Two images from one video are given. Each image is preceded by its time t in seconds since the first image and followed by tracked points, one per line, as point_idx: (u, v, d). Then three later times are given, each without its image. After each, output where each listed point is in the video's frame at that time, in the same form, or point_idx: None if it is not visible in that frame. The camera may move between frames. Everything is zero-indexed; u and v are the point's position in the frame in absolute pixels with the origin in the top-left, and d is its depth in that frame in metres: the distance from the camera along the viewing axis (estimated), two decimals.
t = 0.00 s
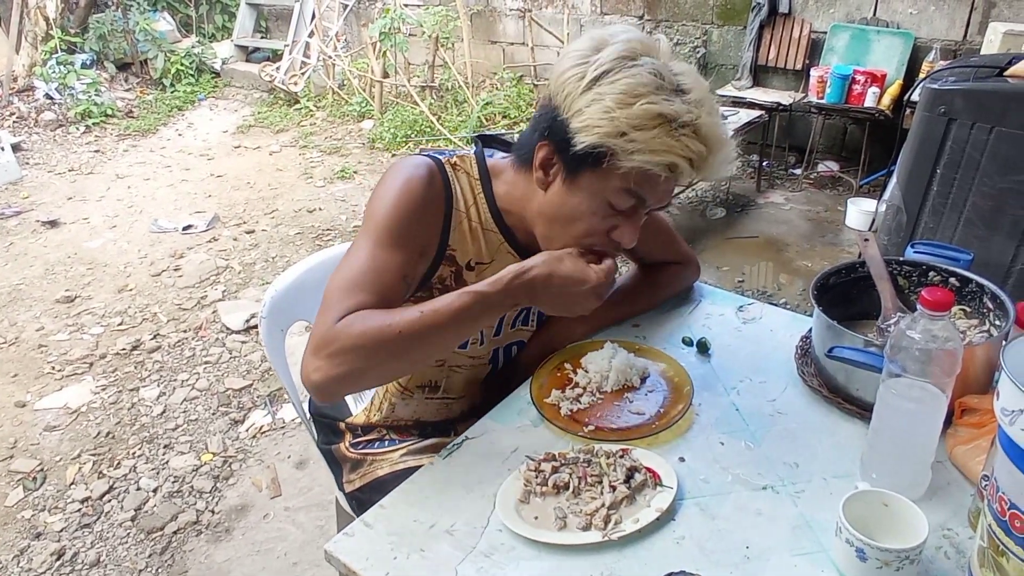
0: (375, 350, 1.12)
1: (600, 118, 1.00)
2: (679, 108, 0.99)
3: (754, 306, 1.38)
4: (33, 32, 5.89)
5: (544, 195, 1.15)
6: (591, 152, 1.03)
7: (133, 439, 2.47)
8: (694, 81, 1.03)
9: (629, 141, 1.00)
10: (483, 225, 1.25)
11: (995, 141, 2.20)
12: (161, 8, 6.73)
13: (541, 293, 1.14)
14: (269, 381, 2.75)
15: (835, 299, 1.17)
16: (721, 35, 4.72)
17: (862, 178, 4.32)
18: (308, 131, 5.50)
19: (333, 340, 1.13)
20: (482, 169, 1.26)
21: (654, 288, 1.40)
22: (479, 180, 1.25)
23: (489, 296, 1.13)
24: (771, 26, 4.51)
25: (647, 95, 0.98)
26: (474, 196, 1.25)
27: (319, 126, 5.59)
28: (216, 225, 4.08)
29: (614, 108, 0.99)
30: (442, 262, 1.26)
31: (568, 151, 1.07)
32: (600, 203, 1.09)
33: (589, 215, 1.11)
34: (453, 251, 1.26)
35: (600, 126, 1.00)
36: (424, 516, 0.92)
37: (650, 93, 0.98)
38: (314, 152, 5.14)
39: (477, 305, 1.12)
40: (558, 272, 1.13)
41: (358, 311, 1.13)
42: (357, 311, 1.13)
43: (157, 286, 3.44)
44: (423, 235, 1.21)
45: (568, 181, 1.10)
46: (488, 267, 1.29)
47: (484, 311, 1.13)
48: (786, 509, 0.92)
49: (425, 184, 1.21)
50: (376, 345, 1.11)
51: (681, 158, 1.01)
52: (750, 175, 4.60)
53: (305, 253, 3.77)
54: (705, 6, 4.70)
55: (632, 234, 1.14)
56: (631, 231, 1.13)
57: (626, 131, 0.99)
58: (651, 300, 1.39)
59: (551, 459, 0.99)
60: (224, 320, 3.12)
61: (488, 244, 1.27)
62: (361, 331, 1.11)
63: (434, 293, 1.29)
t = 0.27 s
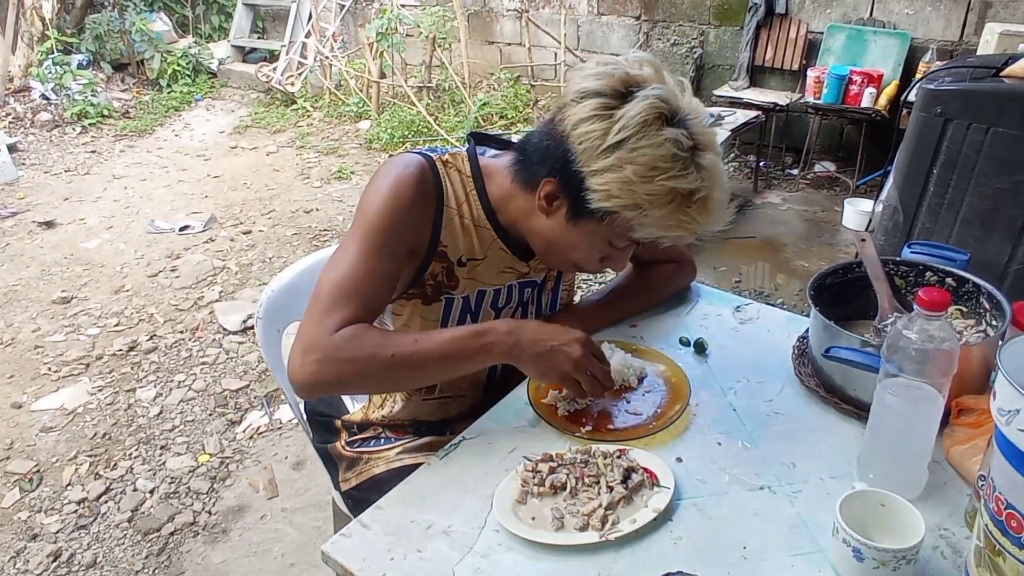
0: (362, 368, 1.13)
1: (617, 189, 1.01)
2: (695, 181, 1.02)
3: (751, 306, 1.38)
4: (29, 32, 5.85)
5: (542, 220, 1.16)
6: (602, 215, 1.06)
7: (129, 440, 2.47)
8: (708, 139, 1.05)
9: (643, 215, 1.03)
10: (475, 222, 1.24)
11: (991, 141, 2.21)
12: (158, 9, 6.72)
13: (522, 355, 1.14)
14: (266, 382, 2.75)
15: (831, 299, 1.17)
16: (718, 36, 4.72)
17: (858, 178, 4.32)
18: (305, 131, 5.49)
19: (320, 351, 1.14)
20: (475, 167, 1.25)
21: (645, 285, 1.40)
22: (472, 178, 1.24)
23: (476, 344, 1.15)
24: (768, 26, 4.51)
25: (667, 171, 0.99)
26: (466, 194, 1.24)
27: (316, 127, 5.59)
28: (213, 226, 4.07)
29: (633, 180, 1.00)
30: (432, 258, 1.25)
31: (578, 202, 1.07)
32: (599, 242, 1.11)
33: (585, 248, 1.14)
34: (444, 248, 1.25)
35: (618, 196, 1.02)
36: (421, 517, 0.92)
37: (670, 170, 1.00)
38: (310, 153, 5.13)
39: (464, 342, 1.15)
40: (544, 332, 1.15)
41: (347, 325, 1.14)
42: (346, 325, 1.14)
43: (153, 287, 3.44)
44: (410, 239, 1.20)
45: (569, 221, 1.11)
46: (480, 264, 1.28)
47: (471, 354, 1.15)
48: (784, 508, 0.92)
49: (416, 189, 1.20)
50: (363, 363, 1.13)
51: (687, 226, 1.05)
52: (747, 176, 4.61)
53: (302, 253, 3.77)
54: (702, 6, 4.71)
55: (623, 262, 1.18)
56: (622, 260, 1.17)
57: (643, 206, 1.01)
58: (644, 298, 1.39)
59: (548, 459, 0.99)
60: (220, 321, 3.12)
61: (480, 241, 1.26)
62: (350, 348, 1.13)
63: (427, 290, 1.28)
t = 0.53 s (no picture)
0: (398, 362, 1.15)
1: (587, 136, 1.00)
2: (667, 125, 0.99)
3: (748, 306, 1.38)
4: (25, 33, 5.83)
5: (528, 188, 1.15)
6: (579, 167, 1.04)
7: (126, 441, 2.46)
8: (684, 89, 1.02)
9: (614, 160, 1.01)
10: (471, 211, 1.26)
11: (988, 142, 2.22)
12: (155, 9, 6.71)
13: (545, 339, 1.17)
14: (263, 383, 2.75)
15: (829, 300, 1.17)
16: (715, 36, 4.73)
17: (855, 178, 4.33)
18: (302, 132, 5.48)
19: (353, 355, 1.14)
20: (467, 157, 1.26)
21: (648, 288, 1.40)
22: (466, 167, 1.26)
23: (500, 332, 1.18)
24: (765, 27, 4.52)
25: (635, 115, 0.97)
26: (461, 183, 1.25)
27: (313, 127, 5.58)
28: (210, 227, 4.06)
29: (602, 127, 0.99)
30: (433, 247, 1.26)
31: (555, 156, 1.06)
32: (583, 204, 1.10)
33: (571, 212, 1.13)
34: (443, 237, 1.26)
35: (589, 143, 1.00)
36: (418, 518, 0.91)
37: (639, 113, 0.97)
38: (308, 154, 5.13)
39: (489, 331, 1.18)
40: (562, 326, 1.19)
41: (373, 326, 1.16)
42: (373, 324, 1.16)
43: (151, 288, 3.43)
44: (416, 231, 1.21)
45: (552, 182, 1.10)
46: (478, 252, 1.29)
47: (498, 340, 1.17)
48: (782, 509, 0.92)
49: (415, 181, 1.21)
50: (399, 358, 1.15)
51: (664, 173, 1.02)
52: (744, 176, 4.61)
53: (299, 254, 3.77)
54: (699, 7, 4.71)
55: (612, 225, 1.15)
56: (612, 222, 1.15)
57: (614, 152, 1.00)
58: (646, 298, 1.39)
59: (546, 460, 0.99)
60: (218, 322, 3.11)
61: (477, 229, 1.27)
62: (383, 345, 1.15)
63: (427, 281, 1.29)
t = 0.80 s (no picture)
0: (402, 348, 1.16)
1: (534, 87, 1.03)
2: (613, 74, 0.99)
3: (746, 305, 1.38)
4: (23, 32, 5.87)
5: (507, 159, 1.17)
6: (531, 120, 1.06)
7: (124, 441, 2.46)
8: (641, 44, 1.02)
9: (558, 108, 1.01)
10: (467, 198, 1.26)
11: (986, 141, 2.22)
12: (153, 9, 6.70)
13: (546, 332, 1.18)
14: (262, 383, 2.75)
15: (826, 299, 1.17)
16: (713, 36, 4.73)
17: (853, 178, 4.33)
18: (300, 132, 5.48)
19: (357, 340, 1.15)
20: (461, 146, 1.27)
21: (647, 285, 1.40)
22: (460, 156, 1.26)
23: (500, 325, 1.19)
24: (763, 26, 4.53)
25: (577, 63, 0.99)
26: (457, 172, 1.25)
27: (311, 127, 5.58)
28: (208, 227, 4.06)
29: (546, 75, 1.01)
30: (432, 235, 1.25)
31: (515, 115, 1.08)
32: (551, 167, 1.10)
33: (542, 177, 1.13)
34: (441, 224, 1.25)
35: (534, 93, 1.03)
36: (417, 518, 0.91)
37: (581, 61, 0.99)
38: (306, 153, 5.13)
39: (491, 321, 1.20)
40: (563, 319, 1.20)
41: (377, 313, 1.17)
42: (376, 311, 1.17)
43: (149, 287, 3.43)
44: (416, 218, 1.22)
45: (519, 145, 1.11)
46: (474, 240, 1.29)
47: (499, 333, 1.18)
48: (780, 508, 0.92)
49: (415, 169, 1.22)
50: (403, 345, 1.16)
51: (613, 122, 1.01)
52: (743, 175, 4.61)
53: (297, 254, 3.77)
54: (697, 6, 4.71)
55: (585, 189, 1.13)
56: (586, 190, 1.14)
57: (556, 99, 1.01)
58: (645, 296, 1.40)
59: (544, 460, 0.99)
60: (216, 322, 3.11)
61: (474, 217, 1.27)
62: (388, 332, 1.16)
63: (426, 270, 1.28)
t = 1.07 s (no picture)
0: (378, 334, 1.16)
1: (510, 83, 1.05)
2: (587, 69, 1.01)
3: (744, 306, 1.38)
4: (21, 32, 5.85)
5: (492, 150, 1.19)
6: (507, 115, 1.08)
7: (123, 441, 2.46)
8: (616, 37, 1.04)
9: (532, 104, 1.04)
10: (457, 190, 1.29)
11: (984, 140, 2.22)
12: (151, 8, 6.69)
13: (534, 334, 1.14)
14: (260, 383, 2.74)
15: (825, 298, 1.17)
16: (711, 36, 4.73)
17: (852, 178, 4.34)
18: (299, 131, 5.48)
19: (336, 323, 1.17)
20: (452, 140, 1.30)
21: (642, 285, 1.40)
22: (451, 150, 1.29)
23: (488, 320, 1.16)
24: (761, 26, 4.53)
25: (550, 59, 1.01)
26: (447, 165, 1.28)
27: (310, 127, 5.58)
28: (206, 227, 4.06)
29: (521, 72, 1.04)
30: (422, 226, 1.28)
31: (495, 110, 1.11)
32: (532, 156, 1.12)
33: (524, 167, 1.15)
34: (431, 215, 1.28)
35: (509, 89, 1.05)
36: (416, 518, 0.91)
37: (554, 56, 1.01)
38: (304, 153, 5.12)
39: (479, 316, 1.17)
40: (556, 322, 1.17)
41: (359, 299, 1.19)
42: (358, 296, 1.19)
43: (147, 287, 3.43)
44: (405, 211, 1.25)
45: (500, 137, 1.14)
46: (464, 231, 1.31)
47: (486, 328, 1.16)
48: (778, 508, 0.92)
49: (406, 164, 1.25)
50: (379, 331, 1.16)
51: (585, 117, 1.03)
52: (741, 175, 4.62)
53: (296, 254, 3.76)
54: (695, 6, 4.71)
55: (568, 178, 1.14)
56: (570, 179, 1.15)
57: (529, 95, 1.04)
58: (640, 296, 1.39)
59: (543, 460, 0.99)
60: (215, 322, 3.11)
61: (463, 208, 1.29)
62: (365, 316, 1.16)
63: (416, 260, 1.31)
